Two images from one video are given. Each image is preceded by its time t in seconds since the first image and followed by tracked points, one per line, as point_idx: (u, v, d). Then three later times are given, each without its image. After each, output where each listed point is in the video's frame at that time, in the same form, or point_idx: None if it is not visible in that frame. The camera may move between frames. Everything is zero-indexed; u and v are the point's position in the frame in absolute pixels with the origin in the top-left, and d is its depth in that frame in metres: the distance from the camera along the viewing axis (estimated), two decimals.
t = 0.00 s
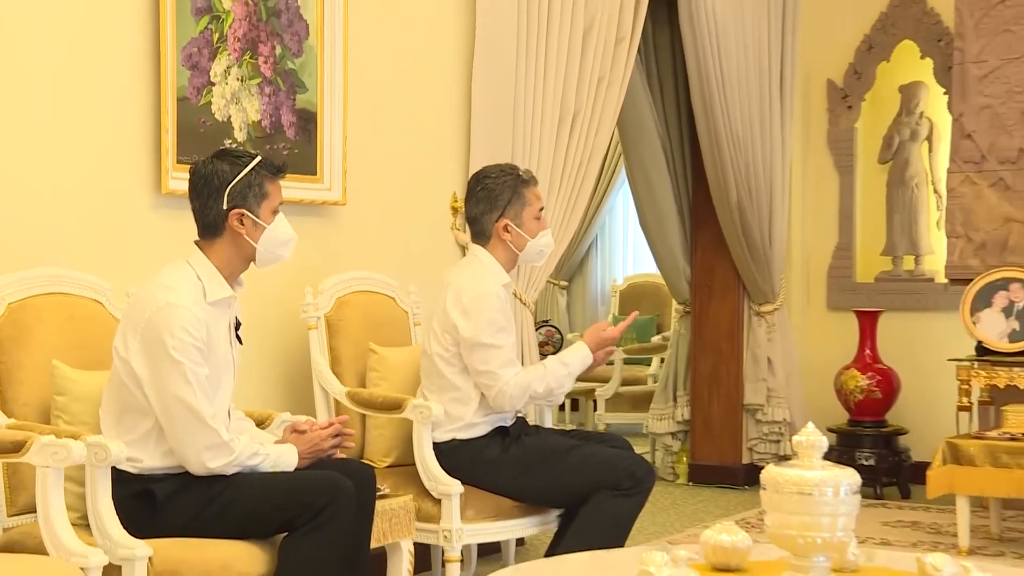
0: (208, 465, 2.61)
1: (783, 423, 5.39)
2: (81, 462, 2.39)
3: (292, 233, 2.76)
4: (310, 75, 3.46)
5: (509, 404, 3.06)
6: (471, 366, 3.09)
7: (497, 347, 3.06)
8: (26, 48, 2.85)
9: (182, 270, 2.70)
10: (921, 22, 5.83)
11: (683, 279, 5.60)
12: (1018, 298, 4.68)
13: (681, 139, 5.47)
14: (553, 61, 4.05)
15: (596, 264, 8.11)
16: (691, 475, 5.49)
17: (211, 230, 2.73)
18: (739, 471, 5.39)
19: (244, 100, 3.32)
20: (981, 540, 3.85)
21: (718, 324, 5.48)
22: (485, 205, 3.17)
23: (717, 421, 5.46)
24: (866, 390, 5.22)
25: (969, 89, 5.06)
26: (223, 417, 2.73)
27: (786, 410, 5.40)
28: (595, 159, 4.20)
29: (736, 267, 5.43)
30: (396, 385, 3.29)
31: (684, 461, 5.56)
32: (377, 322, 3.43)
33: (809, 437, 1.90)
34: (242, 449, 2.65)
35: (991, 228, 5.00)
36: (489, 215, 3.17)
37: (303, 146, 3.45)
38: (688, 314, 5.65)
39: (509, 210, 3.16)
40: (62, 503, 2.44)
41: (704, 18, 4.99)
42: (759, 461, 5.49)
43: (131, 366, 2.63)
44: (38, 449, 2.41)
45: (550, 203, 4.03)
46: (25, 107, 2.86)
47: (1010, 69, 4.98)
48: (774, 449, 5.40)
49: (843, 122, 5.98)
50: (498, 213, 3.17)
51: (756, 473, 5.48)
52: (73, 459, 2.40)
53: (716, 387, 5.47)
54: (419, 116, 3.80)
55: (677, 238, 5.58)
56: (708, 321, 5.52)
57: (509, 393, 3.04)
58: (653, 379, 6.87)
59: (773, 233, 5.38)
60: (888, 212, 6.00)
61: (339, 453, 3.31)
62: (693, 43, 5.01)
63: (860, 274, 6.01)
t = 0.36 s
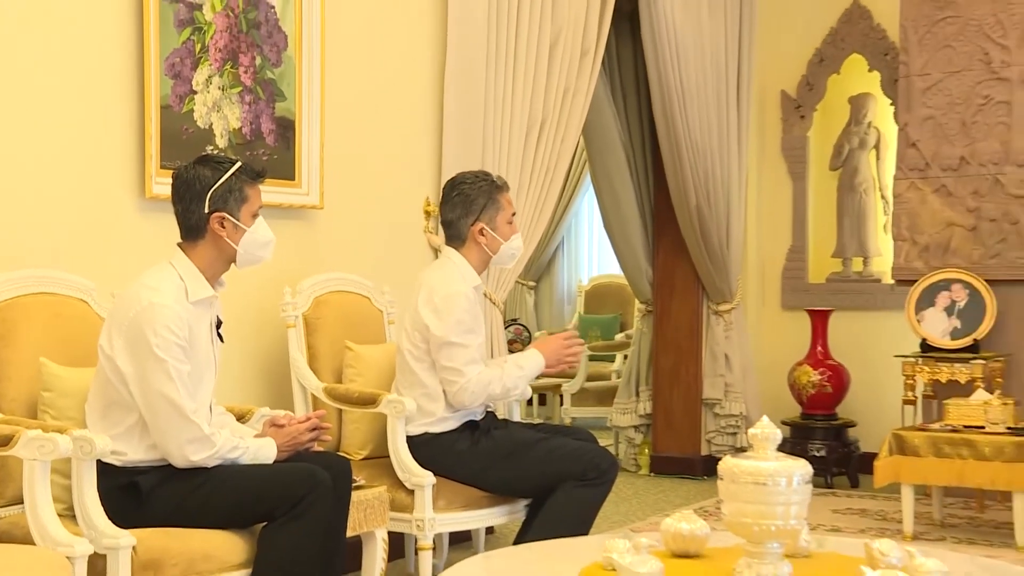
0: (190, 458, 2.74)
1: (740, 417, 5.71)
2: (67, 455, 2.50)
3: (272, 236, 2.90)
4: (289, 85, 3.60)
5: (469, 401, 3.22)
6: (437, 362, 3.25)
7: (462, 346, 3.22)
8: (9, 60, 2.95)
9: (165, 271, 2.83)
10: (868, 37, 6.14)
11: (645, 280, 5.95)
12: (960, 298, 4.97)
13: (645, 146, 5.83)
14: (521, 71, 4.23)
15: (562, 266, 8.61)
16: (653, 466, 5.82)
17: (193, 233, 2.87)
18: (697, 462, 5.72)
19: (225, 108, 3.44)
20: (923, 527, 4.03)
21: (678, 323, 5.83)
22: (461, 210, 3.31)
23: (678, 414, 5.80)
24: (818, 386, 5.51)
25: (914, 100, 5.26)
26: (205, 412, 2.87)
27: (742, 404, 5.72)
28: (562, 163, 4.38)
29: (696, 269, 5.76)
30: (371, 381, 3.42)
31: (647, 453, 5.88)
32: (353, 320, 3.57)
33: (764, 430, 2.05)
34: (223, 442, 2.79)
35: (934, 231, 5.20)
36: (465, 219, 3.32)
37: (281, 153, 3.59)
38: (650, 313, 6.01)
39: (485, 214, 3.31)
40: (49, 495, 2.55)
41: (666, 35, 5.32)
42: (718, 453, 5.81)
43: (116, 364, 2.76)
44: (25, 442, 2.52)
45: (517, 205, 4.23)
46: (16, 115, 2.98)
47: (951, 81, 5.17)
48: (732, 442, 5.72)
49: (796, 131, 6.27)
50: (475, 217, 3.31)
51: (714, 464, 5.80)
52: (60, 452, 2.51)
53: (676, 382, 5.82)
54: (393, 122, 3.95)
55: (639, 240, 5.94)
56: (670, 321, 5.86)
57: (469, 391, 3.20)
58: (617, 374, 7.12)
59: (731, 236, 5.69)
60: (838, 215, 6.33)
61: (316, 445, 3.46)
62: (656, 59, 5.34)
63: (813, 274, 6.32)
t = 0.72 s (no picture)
0: (171, 451, 2.87)
1: (698, 411, 5.96)
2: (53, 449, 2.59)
3: (249, 238, 3.03)
4: (266, 93, 3.73)
5: (434, 397, 3.37)
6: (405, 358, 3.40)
7: (428, 343, 3.37)
8: (11, 66, 3.09)
9: (146, 272, 2.95)
10: (816, 50, 6.38)
11: (608, 280, 6.20)
12: (904, 297, 5.19)
13: (607, 151, 6.06)
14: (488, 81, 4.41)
15: (530, 267, 8.79)
16: (615, 458, 6.07)
17: (174, 236, 2.99)
18: (658, 454, 5.96)
19: (205, 115, 3.57)
20: (870, 513, 4.18)
21: (640, 322, 6.08)
22: (432, 215, 3.46)
23: (640, 407, 6.05)
24: (771, 380, 5.69)
25: (861, 111, 5.48)
26: (184, 407, 3.00)
27: (701, 399, 5.96)
28: (529, 167, 4.60)
29: (656, 271, 6.01)
30: (346, 377, 3.56)
31: (610, 445, 6.14)
32: (329, 319, 3.71)
33: (720, 423, 2.26)
34: (203, 436, 2.92)
35: (881, 235, 5.41)
36: (436, 224, 3.47)
37: (259, 158, 3.72)
38: (613, 312, 6.25)
39: (455, 220, 3.46)
40: (34, 488, 2.65)
41: (627, 47, 5.55)
42: (677, 445, 6.06)
43: (99, 360, 2.88)
44: (10, 437, 2.61)
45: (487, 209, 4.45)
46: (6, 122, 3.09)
47: (895, 93, 5.40)
48: (690, 434, 5.98)
49: (750, 139, 6.53)
50: (445, 222, 3.46)
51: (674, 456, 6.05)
52: (44, 446, 2.61)
53: (638, 378, 6.06)
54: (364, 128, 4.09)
55: (602, 243, 6.18)
56: (631, 320, 6.11)
57: (434, 387, 3.35)
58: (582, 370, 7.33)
59: (689, 239, 5.94)
60: (791, 219, 6.55)
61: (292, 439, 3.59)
62: (617, 69, 5.57)
63: (768, 275, 6.57)
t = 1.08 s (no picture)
0: (171, 445, 3.01)
1: (675, 405, 6.17)
2: (59, 441, 2.74)
3: (246, 241, 3.18)
4: (262, 102, 3.89)
5: (432, 389, 3.54)
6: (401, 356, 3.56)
7: (423, 340, 3.54)
8: (16, 70, 3.22)
9: (147, 273, 3.10)
10: (786, 62, 6.57)
11: (589, 282, 6.41)
12: (870, 297, 5.41)
13: (588, 158, 6.25)
14: (470, 90, 4.60)
15: (515, 267, 8.97)
16: (596, 450, 6.29)
17: (174, 238, 3.14)
18: (636, 446, 6.17)
19: (204, 123, 3.72)
20: (838, 502, 4.36)
21: (619, 322, 6.28)
22: (420, 217, 3.64)
23: (619, 401, 6.25)
24: (744, 377, 5.87)
25: (829, 120, 5.74)
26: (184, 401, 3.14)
27: (678, 394, 6.18)
28: (512, 173, 4.82)
29: (635, 273, 6.21)
30: (339, 373, 3.72)
31: (591, 438, 6.39)
32: (322, 318, 3.87)
33: (697, 418, 2.42)
34: (202, 430, 3.07)
35: (847, 238, 5.68)
36: (423, 226, 3.64)
37: (256, 164, 3.87)
38: (594, 311, 6.46)
39: (441, 221, 3.63)
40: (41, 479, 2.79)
41: (606, 60, 5.73)
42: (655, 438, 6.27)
43: (101, 357, 3.02)
44: (17, 431, 2.76)
45: (475, 212, 4.65)
46: (12, 124, 3.22)
47: (861, 103, 5.66)
48: (668, 428, 6.19)
49: (724, 146, 6.74)
50: (432, 224, 3.64)
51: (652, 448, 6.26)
52: (50, 439, 2.75)
53: (617, 374, 6.27)
54: (350, 135, 4.24)
55: (584, 246, 6.38)
56: (611, 321, 6.31)
57: (433, 380, 3.52)
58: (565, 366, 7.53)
59: (666, 242, 6.16)
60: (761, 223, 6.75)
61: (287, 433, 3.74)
62: (597, 81, 5.75)
63: (740, 276, 6.79)
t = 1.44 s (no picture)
0: (169, 438, 3.16)
1: (651, 400, 6.38)
2: (60, 434, 2.91)
3: (241, 242, 3.33)
4: (256, 110, 4.05)
5: (417, 385, 3.71)
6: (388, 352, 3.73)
7: (410, 337, 3.71)
8: (18, 73, 3.35)
9: (146, 273, 3.25)
10: (756, 73, 6.81)
11: (569, 282, 6.61)
12: (836, 296, 5.62)
13: (569, 164, 6.45)
14: (455, 101, 4.79)
15: (499, 267, 9.14)
16: (576, 442, 6.51)
17: (173, 239, 3.30)
18: (614, 439, 6.39)
19: (201, 130, 3.88)
20: (806, 491, 4.56)
21: (598, 321, 6.49)
22: (409, 221, 3.80)
23: (597, 396, 6.46)
24: (716, 372, 6.09)
25: (797, 128, 5.97)
26: (182, 396, 3.30)
27: (653, 389, 6.38)
28: (496, 179, 5.03)
29: (613, 273, 6.42)
30: (330, 369, 3.88)
31: (571, 431, 6.59)
32: (314, 317, 4.03)
33: (670, 411, 2.57)
34: (199, 423, 3.22)
35: (814, 241, 5.89)
36: (414, 230, 3.81)
37: (251, 169, 4.03)
38: (574, 310, 6.66)
39: (431, 225, 3.80)
40: (42, 469, 2.94)
41: (585, 70, 5.92)
42: (632, 431, 6.48)
43: (102, 354, 3.17)
44: (22, 424, 2.92)
45: (460, 215, 4.84)
46: (16, 125, 3.36)
47: (827, 112, 5.88)
48: (644, 421, 6.40)
49: (698, 153, 6.98)
50: (422, 227, 3.80)
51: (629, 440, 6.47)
52: (52, 431, 2.91)
53: (595, 370, 6.48)
54: (347, 137, 4.43)
55: (564, 247, 6.59)
56: (590, 319, 6.52)
57: (417, 377, 3.69)
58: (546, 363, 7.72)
59: (643, 244, 6.37)
60: (733, 227, 6.98)
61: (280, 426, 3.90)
62: (576, 90, 5.94)
63: (714, 277, 7.03)
